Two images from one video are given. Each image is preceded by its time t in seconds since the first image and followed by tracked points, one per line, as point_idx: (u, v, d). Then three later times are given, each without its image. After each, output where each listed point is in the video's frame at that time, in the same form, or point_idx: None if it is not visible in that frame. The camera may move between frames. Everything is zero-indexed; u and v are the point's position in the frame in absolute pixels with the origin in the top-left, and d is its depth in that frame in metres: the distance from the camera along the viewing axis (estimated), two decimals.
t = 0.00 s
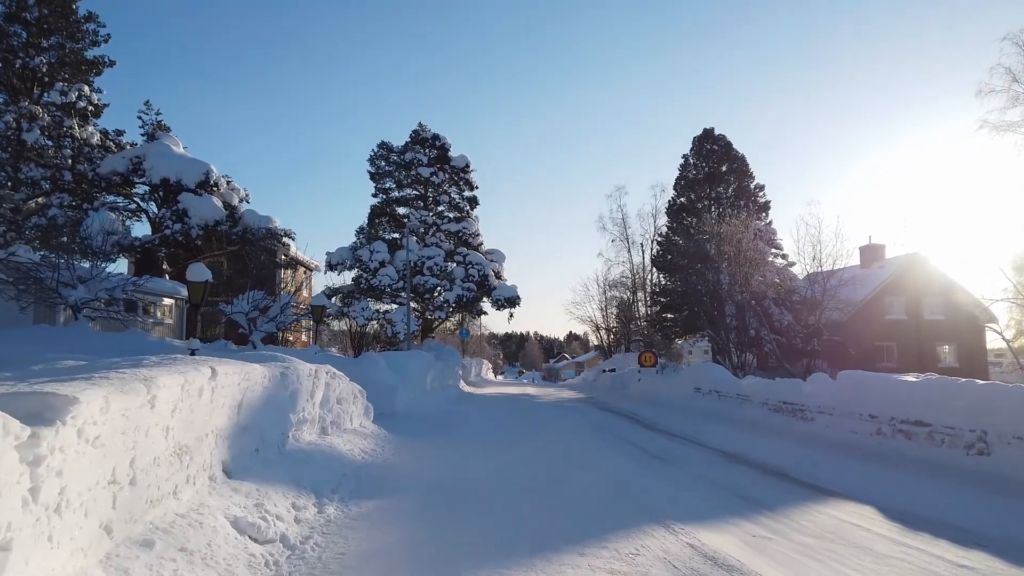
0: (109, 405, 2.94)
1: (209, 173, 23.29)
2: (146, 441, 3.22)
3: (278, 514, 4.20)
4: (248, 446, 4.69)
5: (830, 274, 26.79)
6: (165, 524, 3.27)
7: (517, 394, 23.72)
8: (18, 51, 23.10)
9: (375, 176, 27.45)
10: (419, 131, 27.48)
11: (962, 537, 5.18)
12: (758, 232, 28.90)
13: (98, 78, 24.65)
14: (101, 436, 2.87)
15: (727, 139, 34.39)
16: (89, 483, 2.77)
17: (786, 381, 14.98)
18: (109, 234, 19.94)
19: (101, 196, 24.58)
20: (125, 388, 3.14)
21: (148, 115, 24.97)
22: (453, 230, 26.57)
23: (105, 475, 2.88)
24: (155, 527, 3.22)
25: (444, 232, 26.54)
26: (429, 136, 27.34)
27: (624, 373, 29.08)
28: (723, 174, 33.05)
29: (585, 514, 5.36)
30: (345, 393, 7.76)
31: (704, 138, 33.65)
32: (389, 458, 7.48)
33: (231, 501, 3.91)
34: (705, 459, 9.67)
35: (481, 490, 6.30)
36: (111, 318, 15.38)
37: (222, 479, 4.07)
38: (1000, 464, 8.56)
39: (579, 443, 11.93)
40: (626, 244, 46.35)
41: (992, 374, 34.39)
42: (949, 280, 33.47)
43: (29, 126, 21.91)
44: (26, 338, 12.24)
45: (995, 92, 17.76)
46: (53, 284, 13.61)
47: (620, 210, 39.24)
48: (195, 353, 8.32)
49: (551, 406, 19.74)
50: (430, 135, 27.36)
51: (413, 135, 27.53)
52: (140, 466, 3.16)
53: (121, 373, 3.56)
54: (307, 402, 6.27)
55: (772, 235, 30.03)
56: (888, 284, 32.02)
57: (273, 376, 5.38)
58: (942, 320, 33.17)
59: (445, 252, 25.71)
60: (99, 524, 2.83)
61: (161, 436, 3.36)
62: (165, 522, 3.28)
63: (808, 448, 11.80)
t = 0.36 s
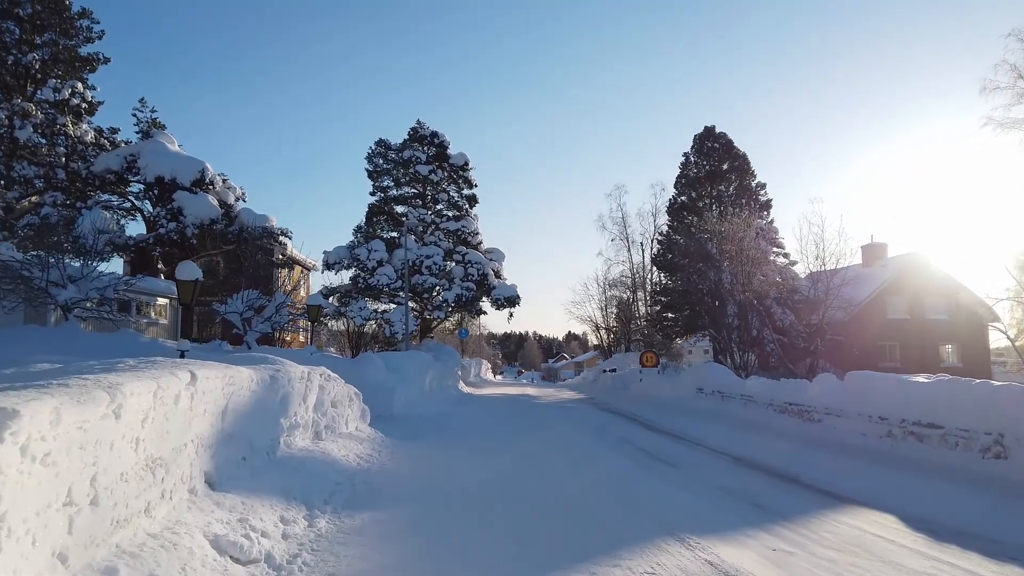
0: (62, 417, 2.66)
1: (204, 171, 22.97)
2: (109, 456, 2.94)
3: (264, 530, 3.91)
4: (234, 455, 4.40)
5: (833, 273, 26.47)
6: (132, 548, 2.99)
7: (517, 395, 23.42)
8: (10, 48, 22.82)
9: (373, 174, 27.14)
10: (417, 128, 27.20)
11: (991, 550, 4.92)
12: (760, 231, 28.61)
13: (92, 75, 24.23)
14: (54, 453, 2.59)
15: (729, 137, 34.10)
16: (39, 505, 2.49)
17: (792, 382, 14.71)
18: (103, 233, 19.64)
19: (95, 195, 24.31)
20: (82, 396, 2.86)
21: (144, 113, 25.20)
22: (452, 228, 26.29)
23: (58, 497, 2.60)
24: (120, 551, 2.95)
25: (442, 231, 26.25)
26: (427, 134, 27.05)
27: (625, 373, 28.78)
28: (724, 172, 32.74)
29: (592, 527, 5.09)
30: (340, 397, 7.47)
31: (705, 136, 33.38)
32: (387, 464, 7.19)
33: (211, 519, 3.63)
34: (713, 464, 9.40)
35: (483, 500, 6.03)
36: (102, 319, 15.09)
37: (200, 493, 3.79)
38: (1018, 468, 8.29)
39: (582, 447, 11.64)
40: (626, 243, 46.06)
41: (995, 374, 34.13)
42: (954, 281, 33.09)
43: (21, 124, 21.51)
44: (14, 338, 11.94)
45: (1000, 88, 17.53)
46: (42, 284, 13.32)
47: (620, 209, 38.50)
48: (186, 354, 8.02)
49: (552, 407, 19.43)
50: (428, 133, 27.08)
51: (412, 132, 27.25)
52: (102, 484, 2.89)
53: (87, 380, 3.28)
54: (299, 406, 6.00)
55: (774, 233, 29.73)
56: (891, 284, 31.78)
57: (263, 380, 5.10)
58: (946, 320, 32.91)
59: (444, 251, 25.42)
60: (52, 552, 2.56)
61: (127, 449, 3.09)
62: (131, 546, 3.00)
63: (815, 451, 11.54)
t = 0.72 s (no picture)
0: (10, 421, 2.38)
1: (200, 168, 22.63)
2: (70, 465, 2.66)
3: (254, 545, 3.63)
4: (221, 460, 4.12)
5: (837, 272, 26.27)
6: (96, 567, 2.71)
7: (518, 395, 23.13)
8: (5, 43, 22.41)
9: (372, 170, 26.83)
10: (417, 125, 26.91)
11: None
12: (762, 229, 28.32)
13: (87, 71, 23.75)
14: (2, 462, 2.31)
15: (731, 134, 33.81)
16: None
17: (799, 382, 14.43)
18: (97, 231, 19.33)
19: (90, 191, 24.02)
20: (36, 397, 2.58)
21: (140, 108, 24.80)
22: (452, 226, 26.01)
23: (6, 511, 2.32)
24: (83, 570, 2.66)
25: (442, 228, 25.97)
26: (427, 130, 26.77)
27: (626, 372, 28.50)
28: (725, 170, 32.43)
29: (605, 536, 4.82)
30: (337, 397, 7.18)
31: (707, 133, 33.12)
32: (388, 468, 6.91)
33: (192, 531, 3.34)
34: (724, 468, 9.13)
35: (487, 506, 5.75)
36: (94, 316, 14.78)
37: (181, 503, 3.53)
38: None
39: (586, 449, 11.35)
40: (626, 242, 45.77)
41: (999, 374, 33.88)
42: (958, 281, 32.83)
43: (15, 120, 21.00)
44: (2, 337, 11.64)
45: (999, 86, 17.57)
46: (32, 281, 13.04)
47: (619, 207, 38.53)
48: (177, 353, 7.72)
49: (553, 407, 19.12)
50: (428, 129, 26.79)
51: (411, 129, 26.98)
52: (61, 496, 2.61)
53: (50, 379, 3.00)
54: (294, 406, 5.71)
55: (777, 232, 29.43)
56: (894, 284, 31.52)
57: (254, 379, 4.81)
58: (949, 320, 32.65)
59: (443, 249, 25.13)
60: None
61: (93, 456, 2.81)
62: (95, 565, 2.72)
63: (825, 452, 11.26)
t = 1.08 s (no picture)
0: None
1: (196, 165, 22.32)
2: (11, 481, 2.36)
3: (238, 565, 3.32)
4: (200, 467, 3.81)
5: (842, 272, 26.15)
6: None
7: (519, 396, 22.82)
8: None
9: (370, 168, 26.50)
10: (415, 121, 26.60)
11: None
12: (765, 228, 28.02)
13: (81, 66, 23.47)
14: None
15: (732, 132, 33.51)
16: None
17: (806, 383, 14.13)
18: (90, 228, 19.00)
19: (83, 189, 23.68)
20: None
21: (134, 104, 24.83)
22: (451, 224, 25.68)
23: None
24: None
25: (441, 226, 25.69)
26: (426, 127, 26.48)
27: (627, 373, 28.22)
28: (727, 168, 32.13)
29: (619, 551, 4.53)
30: (331, 397, 6.88)
31: (709, 131, 32.85)
32: (387, 474, 6.60)
33: (160, 551, 3.05)
34: (733, 474, 8.83)
35: (489, 518, 5.45)
36: (86, 315, 14.48)
37: (152, 517, 3.23)
38: None
39: (591, 453, 11.05)
40: (626, 241, 45.49)
41: (1003, 374, 33.61)
42: (961, 281, 32.53)
43: (7, 115, 20.50)
44: None
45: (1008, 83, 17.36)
46: (21, 278, 12.75)
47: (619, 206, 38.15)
48: (164, 352, 7.39)
49: (554, 408, 18.81)
50: (427, 126, 26.50)
51: (409, 125, 26.65)
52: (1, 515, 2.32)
53: None
54: (284, 407, 5.41)
55: (779, 230, 29.14)
56: (898, 283, 31.23)
57: (240, 379, 4.49)
58: (952, 320, 32.36)
59: (442, 247, 24.82)
60: None
61: (40, 470, 2.52)
62: None
63: (834, 454, 10.97)
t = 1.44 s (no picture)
0: None
1: (190, 163, 22.02)
2: None
3: None
4: (176, 482, 3.53)
5: (844, 271, 25.84)
6: None
7: (519, 397, 22.50)
8: None
9: (367, 165, 26.19)
10: (413, 118, 26.30)
11: None
12: (767, 227, 27.74)
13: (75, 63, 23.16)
14: None
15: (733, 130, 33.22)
16: None
17: (812, 384, 13.85)
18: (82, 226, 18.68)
19: (76, 187, 23.38)
20: None
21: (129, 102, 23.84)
22: (450, 222, 25.40)
23: None
24: None
25: (440, 225, 25.40)
26: (424, 124, 26.18)
27: (628, 373, 27.91)
28: (728, 167, 31.85)
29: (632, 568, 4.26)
30: (324, 402, 6.59)
31: (710, 129, 32.57)
32: (386, 483, 6.29)
33: None
34: (744, 480, 8.56)
35: (491, 532, 5.17)
36: (75, 315, 14.16)
37: (118, 541, 2.95)
38: None
39: (594, 458, 10.75)
40: (626, 240, 45.20)
41: (1006, 374, 33.32)
42: (964, 279, 32.24)
43: None
44: None
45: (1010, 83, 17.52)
46: (8, 278, 12.45)
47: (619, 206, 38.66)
48: (150, 355, 7.08)
49: (555, 409, 18.50)
50: (425, 123, 26.20)
51: (407, 122, 26.38)
52: None
53: None
54: (274, 413, 5.12)
55: (781, 229, 28.86)
56: (900, 282, 30.96)
57: (223, 384, 4.20)
58: (955, 319, 32.09)
59: (441, 246, 24.50)
60: None
61: None
62: None
63: (844, 458, 10.70)
